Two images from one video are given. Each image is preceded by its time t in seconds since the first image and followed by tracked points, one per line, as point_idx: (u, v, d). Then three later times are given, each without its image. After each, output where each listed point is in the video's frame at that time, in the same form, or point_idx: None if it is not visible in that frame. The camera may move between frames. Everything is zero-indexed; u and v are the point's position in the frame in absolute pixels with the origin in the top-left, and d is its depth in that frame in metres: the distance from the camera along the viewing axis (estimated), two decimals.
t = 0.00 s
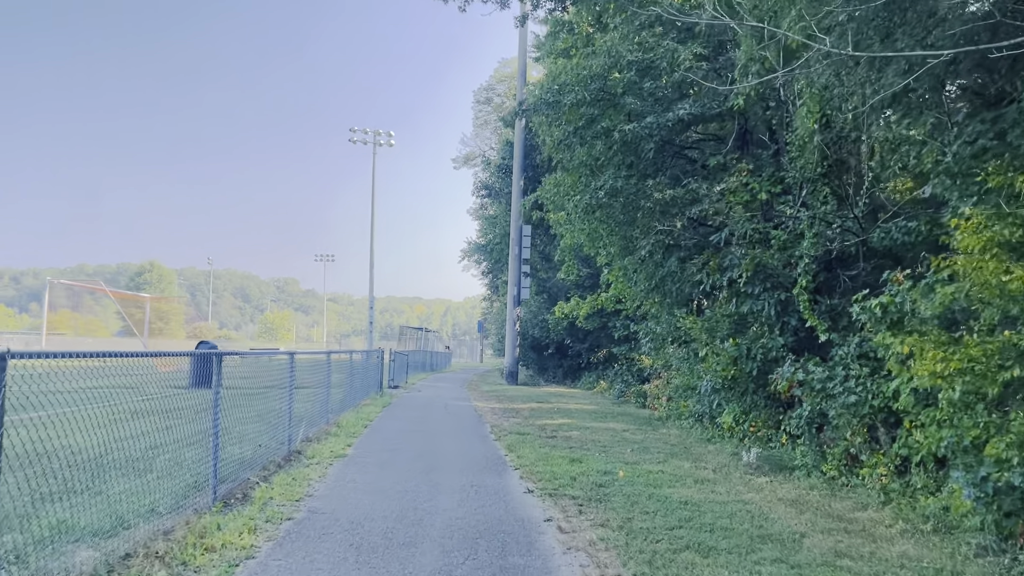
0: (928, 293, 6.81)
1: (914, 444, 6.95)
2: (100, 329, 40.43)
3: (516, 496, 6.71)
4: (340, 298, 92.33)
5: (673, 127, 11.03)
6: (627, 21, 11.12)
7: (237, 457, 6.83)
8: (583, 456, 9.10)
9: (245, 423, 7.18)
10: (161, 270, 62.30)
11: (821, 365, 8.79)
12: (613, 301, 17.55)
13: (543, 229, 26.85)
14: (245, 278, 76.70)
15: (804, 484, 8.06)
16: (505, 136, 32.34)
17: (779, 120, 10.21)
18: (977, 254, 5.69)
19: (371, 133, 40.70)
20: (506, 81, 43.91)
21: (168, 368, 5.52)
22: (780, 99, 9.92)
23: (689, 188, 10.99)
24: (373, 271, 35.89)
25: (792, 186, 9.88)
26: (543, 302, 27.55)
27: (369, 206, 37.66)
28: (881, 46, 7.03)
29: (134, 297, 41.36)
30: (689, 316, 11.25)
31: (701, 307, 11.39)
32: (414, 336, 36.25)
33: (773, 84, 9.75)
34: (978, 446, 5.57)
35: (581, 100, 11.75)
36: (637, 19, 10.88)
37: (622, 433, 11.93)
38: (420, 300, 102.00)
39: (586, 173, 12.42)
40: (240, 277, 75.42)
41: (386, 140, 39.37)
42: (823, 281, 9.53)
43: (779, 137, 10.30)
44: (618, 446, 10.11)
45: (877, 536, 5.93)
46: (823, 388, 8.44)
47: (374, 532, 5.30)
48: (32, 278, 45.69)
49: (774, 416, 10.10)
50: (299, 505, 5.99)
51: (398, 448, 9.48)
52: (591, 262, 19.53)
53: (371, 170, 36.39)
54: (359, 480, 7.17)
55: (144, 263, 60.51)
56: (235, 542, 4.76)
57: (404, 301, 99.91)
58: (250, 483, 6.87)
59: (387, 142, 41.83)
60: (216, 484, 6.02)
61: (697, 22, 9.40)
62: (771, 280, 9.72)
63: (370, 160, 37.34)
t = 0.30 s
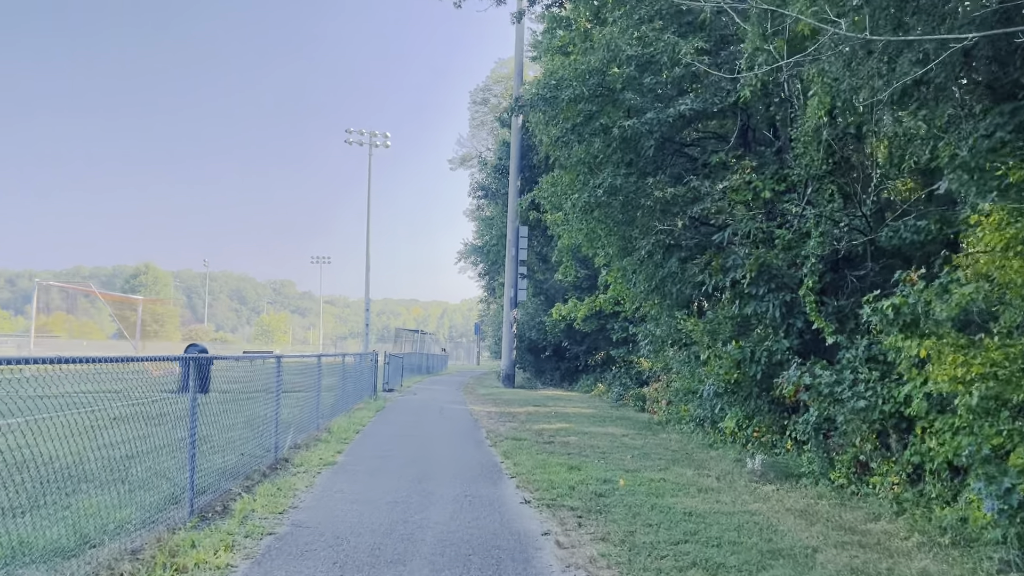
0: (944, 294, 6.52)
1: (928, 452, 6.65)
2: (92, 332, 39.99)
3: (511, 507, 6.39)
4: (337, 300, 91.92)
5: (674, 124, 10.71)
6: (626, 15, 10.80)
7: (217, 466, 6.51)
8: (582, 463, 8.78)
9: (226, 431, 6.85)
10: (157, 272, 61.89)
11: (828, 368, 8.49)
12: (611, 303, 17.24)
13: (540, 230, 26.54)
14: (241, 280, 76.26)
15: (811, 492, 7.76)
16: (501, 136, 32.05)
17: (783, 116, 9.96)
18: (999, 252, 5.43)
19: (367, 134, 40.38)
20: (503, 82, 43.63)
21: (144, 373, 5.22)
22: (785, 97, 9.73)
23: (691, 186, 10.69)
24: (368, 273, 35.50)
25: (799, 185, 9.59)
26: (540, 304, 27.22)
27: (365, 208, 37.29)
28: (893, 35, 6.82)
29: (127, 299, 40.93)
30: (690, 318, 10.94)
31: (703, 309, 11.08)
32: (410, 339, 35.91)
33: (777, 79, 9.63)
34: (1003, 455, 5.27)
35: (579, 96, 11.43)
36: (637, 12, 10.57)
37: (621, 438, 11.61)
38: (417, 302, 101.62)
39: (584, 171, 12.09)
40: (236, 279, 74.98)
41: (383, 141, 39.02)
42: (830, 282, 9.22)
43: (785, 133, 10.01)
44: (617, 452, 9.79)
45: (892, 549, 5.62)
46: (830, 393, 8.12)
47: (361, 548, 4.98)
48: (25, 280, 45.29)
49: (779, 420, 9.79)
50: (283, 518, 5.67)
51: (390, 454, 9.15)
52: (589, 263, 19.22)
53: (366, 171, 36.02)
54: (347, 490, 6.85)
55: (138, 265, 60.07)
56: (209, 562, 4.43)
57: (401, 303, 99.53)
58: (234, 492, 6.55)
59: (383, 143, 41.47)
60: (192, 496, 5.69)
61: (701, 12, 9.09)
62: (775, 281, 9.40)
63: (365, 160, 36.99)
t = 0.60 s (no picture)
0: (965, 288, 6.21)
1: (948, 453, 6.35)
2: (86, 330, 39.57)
3: (510, 512, 6.08)
4: (333, 299, 91.57)
5: (678, 114, 10.39)
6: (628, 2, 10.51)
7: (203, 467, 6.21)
8: (584, 464, 8.47)
9: (212, 429, 6.56)
10: (152, 271, 61.46)
11: (838, 364, 8.19)
12: (611, 300, 16.95)
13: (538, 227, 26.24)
14: (237, 279, 75.86)
15: (823, 494, 7.46)
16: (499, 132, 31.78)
17: (790, 106, 9.76)
18: None
19: (363, 131, 40.01)
20: (500, 79, 43.34)
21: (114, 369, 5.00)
22: (793, 84, 9.58)
23: (695, 178, 10.41)
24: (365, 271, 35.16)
25: (807, 175, 9.28)
26: (538, 302, 26.92)
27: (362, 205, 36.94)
28: (911, 16, 6.72)
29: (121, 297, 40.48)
30: (694, 314, 10.65)
31: (708, 303, 10.82)
32: (407, 337, 35.59)
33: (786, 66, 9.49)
34: None
35: (580, 87, 11.10)
36: None
37: (622, 437, 11.31)
38: (414, 301, 101.31)
39: (584, 163, 11.78)
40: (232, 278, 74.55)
41: (379, 138, 38.65)
42: (839, 276, 8.92)
43: (792, 122, 9.80)
44: (620, 453, 9.48)
45: (913, 557, 5.33)
46: (841, 391, 7.81)
47: (352, 558, 4.67)
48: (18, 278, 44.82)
49: (786, 419, 9.52)
50: (269, 525, 5.35)
51: (385, 455, 8.85)
52: (588, 260, 18.91)
53: (362, 168, 35.65)
54: (338, 494, 6.53)
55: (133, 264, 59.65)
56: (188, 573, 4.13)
57: (397, 302, 99.19)
58: (223, 495, 6.25)
59: (379, 140, 41.13)
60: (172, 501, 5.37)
61: None
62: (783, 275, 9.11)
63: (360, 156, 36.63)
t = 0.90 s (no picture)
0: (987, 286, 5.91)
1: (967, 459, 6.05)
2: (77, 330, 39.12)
3: (508, 522, 5.74)
4: (329, 300, 91.14)
5: (680, 106, 10.06)
6: None
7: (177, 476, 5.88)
8: (584, 469, 8.15)
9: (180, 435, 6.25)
10: (146, 270, 61.02)
11: (848, 366, 7.88)
12: (610, 299, 16.63)
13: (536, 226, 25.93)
14: (231, 279, 75.40)
15: (833, 501, 7.15)
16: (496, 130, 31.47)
17: (797, 99, 9.50)
18: None
19: (358, 130, 39.63)
20: (497, 77, 43.04)
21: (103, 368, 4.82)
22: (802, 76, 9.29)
23: (698, 173, 10.10)
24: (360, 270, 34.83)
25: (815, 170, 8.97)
26: (535, 302, 26.59)
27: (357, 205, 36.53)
28: None
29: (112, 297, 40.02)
30: (697, 313, 10.35)
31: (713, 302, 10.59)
32: (402, 338, 35.23)
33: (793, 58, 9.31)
34: None
35: (579, 80, 10.78)
36: None
37: (623, 440, 10.99)
38: (410, 301, 100.91)
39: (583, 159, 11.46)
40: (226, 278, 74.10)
41: (375, 137, 38.29)
42: (849, 273, 8.59)
43: (799, 114, 9.51)
44: (621, 457, 9.16)
45: (936, 570, 5.01)
46: (852, 393, 7.50)
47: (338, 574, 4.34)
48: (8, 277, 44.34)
49: (792, 422, 9.21)
50: (251, 538, 5.02)
51: (378, 460, 8.52)
52: (586, 259, 18.59)
53: (357, 166, 35.28)
54: (326, 502, 6.19)
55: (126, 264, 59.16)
56: None
57: (393, 302, 98.78)
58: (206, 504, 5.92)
59: (375, 138, 40.77)
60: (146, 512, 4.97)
61: None
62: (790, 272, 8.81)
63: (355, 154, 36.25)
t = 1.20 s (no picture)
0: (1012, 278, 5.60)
1: (991, 461, 5.74)
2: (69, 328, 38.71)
3: (506, 531, 5.41)
4: (325, 297, 90.73)
5: (683, 95, 9.74)
6: None
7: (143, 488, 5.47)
8: (585, 472, 7.83)
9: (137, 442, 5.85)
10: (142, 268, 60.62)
11: (861, 364, 7.55)
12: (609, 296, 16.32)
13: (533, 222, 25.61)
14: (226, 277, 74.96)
15: (847, 506, 6.82)
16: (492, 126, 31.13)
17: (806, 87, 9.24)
18: None
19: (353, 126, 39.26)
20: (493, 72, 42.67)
21: (87, 366, 4.49)
22: (810, 63, 9.04)
23: (702, 164, 9.79)
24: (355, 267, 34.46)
25: (826, 159, 8.66)
26: (533, 298, 26.28)
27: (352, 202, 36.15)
28: None
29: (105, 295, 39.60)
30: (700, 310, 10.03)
31: (717, 298, 10.29)
32: (398, 335, 34.87)
33: (801, 45, 9.03)
34: None
35: (578, 69, 10.46)
36: None
37: (624, 441, 10.67)
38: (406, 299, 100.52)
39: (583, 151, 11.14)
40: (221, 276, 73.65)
41: (371, 133, 37.93)
42: (860, 267, 8.27)
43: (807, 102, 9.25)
44: (623, 459, 8.84)
45: None
46: (865, 392, 7.18)
47: None
48: None
49: (800, 422, 8.90)
50: (231, 551, 4.67)
51: (370, 462, 8.19)
52: (585, 255, 18.28)
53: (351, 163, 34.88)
54: (314, 509, 5.85)
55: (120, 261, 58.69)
56: None
57: (390, 300, 98.39)
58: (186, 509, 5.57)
59: (370, 135, 40.40)
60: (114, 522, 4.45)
61: None
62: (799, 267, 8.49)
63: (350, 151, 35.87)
